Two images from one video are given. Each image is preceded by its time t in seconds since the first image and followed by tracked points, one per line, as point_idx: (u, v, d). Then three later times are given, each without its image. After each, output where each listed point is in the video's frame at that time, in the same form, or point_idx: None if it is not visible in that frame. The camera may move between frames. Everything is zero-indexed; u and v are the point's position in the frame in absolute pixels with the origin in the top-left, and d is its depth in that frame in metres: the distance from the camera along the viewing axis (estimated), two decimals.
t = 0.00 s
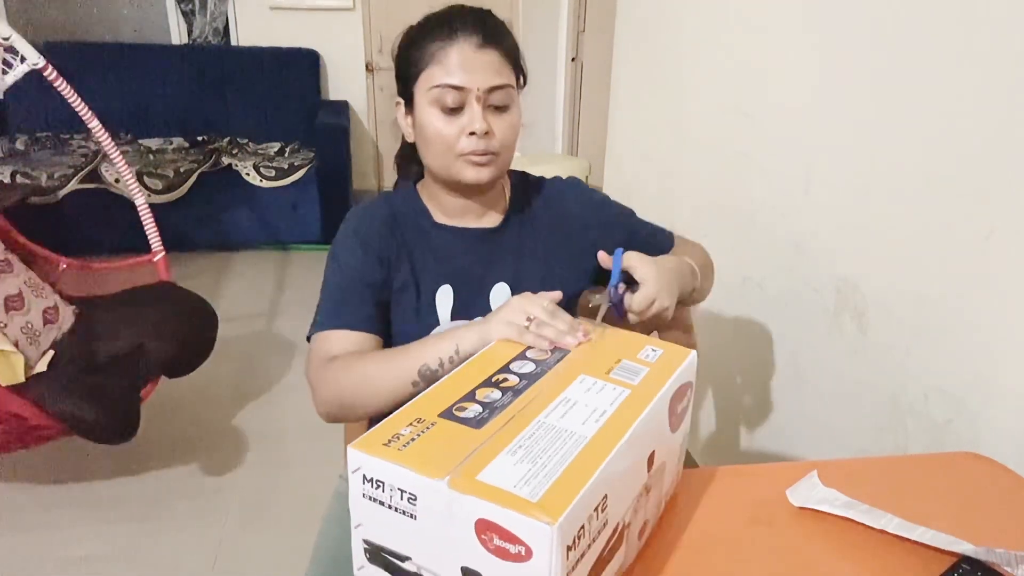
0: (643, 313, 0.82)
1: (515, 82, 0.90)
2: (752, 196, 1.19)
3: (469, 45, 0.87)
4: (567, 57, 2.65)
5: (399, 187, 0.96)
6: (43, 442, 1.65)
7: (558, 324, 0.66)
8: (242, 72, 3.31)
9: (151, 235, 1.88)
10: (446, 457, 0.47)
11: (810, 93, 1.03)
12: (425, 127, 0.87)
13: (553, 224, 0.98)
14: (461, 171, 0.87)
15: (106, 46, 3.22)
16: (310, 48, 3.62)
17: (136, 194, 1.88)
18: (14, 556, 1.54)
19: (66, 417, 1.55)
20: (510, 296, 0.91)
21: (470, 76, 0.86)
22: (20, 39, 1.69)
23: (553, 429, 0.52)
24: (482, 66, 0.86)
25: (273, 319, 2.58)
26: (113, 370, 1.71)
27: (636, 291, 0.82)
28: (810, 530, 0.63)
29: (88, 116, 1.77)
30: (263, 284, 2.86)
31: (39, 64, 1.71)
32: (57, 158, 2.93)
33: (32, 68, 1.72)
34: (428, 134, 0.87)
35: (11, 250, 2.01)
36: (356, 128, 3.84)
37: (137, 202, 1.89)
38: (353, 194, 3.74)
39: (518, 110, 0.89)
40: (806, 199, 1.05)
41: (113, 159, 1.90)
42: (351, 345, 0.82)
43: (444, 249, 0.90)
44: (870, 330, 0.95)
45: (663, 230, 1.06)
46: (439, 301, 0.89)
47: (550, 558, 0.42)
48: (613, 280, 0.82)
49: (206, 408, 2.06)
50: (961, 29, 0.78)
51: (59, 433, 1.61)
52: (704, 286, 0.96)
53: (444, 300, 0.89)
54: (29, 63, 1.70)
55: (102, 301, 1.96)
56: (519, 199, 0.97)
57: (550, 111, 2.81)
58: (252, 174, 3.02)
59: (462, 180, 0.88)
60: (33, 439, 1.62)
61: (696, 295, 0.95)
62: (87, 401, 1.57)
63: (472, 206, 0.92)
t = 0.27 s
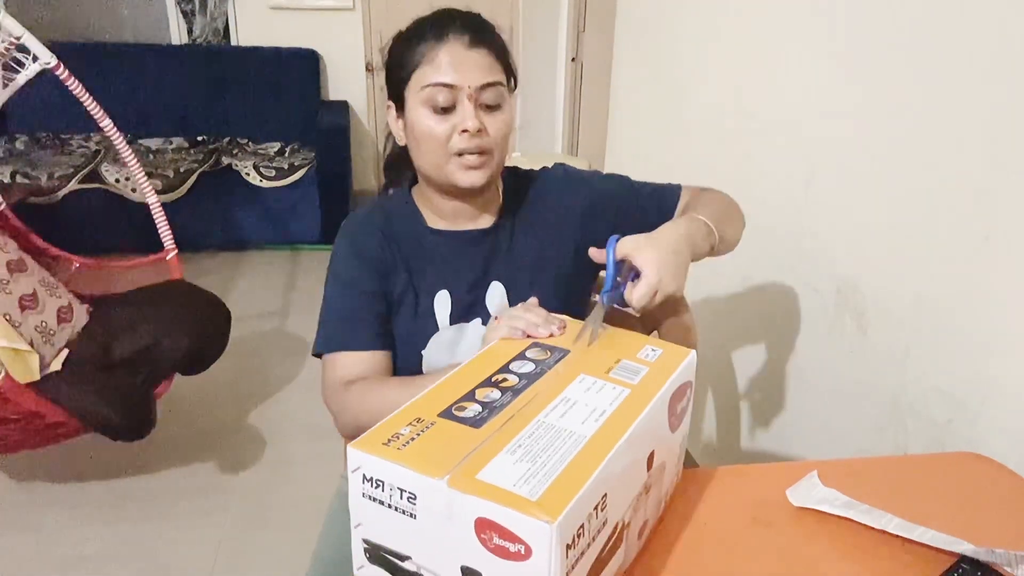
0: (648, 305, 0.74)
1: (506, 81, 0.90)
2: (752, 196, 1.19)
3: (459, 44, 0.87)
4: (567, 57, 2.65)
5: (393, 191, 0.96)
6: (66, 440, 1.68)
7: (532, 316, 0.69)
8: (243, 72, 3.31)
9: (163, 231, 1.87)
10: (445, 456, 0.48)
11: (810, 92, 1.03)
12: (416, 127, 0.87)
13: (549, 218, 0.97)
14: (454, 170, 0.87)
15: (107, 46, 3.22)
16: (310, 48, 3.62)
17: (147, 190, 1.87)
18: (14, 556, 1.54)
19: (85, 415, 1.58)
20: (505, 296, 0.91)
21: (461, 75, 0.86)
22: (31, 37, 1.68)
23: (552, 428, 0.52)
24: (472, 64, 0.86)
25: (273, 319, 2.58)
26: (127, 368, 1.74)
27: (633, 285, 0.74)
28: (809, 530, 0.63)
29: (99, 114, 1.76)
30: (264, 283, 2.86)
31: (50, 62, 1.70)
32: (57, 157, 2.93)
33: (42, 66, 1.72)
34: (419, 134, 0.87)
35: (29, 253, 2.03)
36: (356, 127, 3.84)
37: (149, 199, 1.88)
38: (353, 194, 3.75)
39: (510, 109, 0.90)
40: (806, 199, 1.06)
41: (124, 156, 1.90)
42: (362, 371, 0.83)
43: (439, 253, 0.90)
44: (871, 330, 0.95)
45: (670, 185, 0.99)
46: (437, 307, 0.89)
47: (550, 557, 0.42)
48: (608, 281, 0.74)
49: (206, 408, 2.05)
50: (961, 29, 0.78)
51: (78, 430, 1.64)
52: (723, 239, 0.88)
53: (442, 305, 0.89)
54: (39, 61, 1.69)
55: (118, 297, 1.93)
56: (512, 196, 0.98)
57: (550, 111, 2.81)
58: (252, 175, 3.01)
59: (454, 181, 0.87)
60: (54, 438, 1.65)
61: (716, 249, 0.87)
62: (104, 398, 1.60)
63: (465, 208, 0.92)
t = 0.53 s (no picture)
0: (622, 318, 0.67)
1: (499, 81, 0.90)
2: (752, 196, 1.19)
3: (451, 43, 0.88)
4: (567, 57, 2.65)
5: (390, 193, 0.96)
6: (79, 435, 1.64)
7: (526, 316, 0.70)
8: (243, 72, 3.31)
9: (170, 230, 1.88)
10: (443, 454, 0.47)
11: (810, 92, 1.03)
12: (408, 126, 0.87)
13: (545, 217, 0.97)
14: (443, 168, 0.86)
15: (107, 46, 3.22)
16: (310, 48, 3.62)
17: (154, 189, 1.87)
18: (13, 556, 1.54)
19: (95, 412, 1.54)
20: (500, 295, 0.91)
21: (452, 72, 0.86)
22: (35, 37, 1.67)
23: (550, 425, 0.52)
24: (463, 62, 0.87)
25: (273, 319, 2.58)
26: (135, 368, 1.71)
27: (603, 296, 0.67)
28: (809, 530, 0.63)
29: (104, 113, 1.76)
30: (264, 283, 2.86)
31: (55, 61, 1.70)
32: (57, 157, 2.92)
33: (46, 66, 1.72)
34: (411, 132, 0.87)
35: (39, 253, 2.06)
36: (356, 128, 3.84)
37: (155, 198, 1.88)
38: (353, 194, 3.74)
39: (503, 107, 0.89)
40: (806, 198, 1.06)
41: (129, 155, 1.89)
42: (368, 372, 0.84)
43: (436, 253, 0.91)
44: (870, 330, 0.95)
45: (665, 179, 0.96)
46: (433, 307, 0.89)
47: (547, 553, 0.42)
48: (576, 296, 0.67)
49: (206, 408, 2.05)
50: (962, 29, 0.78)
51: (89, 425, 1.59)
52: (710, 241, 0.82)
53: (438, 305, 0.89)
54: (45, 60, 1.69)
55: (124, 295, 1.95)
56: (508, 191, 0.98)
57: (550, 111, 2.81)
58: (252, 174, 3.01)
59: (445, 178, 0.87)
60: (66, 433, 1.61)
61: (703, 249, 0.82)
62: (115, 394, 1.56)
63: (458, 208, 0.91)
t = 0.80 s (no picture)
0: (612, 327, 0.67)
1: (494, 79, 0.90)
2: (752, 196, 1.19)
3: (444, 41, 0.88)
4: (567, 57, 2.64)
5: (389, 193, 0.96)
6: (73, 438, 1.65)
7: (527, 316, 0.70)
8: (243, 72, 3.31)
9: (170, 230, 1.87)
10: (443, 453, 0.47)
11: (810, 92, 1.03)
12: (404, 125, 0.88)
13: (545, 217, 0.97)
14: (439, 167, 0.86)
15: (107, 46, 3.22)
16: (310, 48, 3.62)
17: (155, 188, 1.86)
18: (13, 557, 1.54)
19: (97, 416, 1.54)
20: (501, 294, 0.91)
21: (445, 71, 0.86)
22: (38, 37, 1.67)
23: (550, 424, 0.52)
24: (457, 61, 0.87)
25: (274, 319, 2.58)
26: (137, 367, 1.71)
27: (597, 301, 0.67)
28: (809, 530, 0.63)
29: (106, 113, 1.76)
30: (264, 283, 2.86)
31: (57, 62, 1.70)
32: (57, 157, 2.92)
33: (49, 66, 1.71)
34: (408, 132, 0.87)
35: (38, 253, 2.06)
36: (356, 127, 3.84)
37: (155, 198, 1.88)
38: (353, 194, 3.74)
39: (498, 105, 0.89)
40: (806, 199, 1.06)
41: (131, 155, 1.89)
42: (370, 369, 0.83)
43: (435, 253, 0.91)
44: (870, 330, 0.95)
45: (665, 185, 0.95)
46: (434, 305, 0.89)
47: (548, 552, 0.42)
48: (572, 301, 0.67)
49: (206, 408, 2.05)
50: (962, 28, 0.78)
51: (87, 429, 1.60)
52: (709, 256, 0.82)
53: (438, 303, 0.89)
54: (47, 61, 1.69)
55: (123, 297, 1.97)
56: (508, 190, 0.98)
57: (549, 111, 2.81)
58: (252, 174, 3.00)
59: (442, 178, 0.87)
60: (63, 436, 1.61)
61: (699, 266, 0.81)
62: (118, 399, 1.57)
63: (457, 207, 0.92)
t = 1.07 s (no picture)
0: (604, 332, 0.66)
1: (500, 81, 0.90)
2: (752, 196, 1.19)
3: (452, 43, 0.88)
4: (567, 57, 2.64)
5: (392, 192, 0.96)
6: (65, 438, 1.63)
7: (528, 315, 0.70)
8: (243, 72, 3.31)
9: (163, 231, 1.87)
10: (433, 451, 0.48)
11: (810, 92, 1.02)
12: (409, 126, 0.87)
13: (544, 217, 0.97)
14: (445, 168, 0.86)
15: (107, 45, 3.22)
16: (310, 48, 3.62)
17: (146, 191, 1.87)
18: (13, 557, 1.54)
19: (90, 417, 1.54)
20: (503, 294, 0.91)
21: (454, 73, 0.86)
22: (27, 38, 1.67)
23: (542, 424, 0.52)
24: (464, 62, 0.87)
25: (274, 319, 2.58)
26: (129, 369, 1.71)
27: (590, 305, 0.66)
28: (808, 530, 0.63)
29: (96, 115, 1.76)
30: (264, 284, 2.86)
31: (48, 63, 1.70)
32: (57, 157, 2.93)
33: (39, 67, 1.71)
34: (413, 133, 0.87)
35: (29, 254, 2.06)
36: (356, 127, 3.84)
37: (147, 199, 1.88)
38: (353, 194, 3.74)
39: (504, 107, 0.89)
40: (806, 198, 1.05)
41: (123, 156, 1.89)
42: (373, 369, 0.83)
43: (436, 252, 0.91)
44: (870, 330, 0.95)
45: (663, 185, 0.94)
46: (437, 305, 0.89)
47: (531, 552, 0.42)
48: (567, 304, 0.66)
49: (207, 408, 2.06)
50: (962, 28, 0.77)
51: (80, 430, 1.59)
52: (706, 261, 0.82)
53: (441, 303, 0.89)
54: (38, 62, 1.68)
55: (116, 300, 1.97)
56: (510, 190, 0.98)
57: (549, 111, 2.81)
58: (252, 174, 3.02)
59: (447, 179, 0.87)
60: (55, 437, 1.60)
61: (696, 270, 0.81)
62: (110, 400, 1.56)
63: (461, 208, 0.91)
